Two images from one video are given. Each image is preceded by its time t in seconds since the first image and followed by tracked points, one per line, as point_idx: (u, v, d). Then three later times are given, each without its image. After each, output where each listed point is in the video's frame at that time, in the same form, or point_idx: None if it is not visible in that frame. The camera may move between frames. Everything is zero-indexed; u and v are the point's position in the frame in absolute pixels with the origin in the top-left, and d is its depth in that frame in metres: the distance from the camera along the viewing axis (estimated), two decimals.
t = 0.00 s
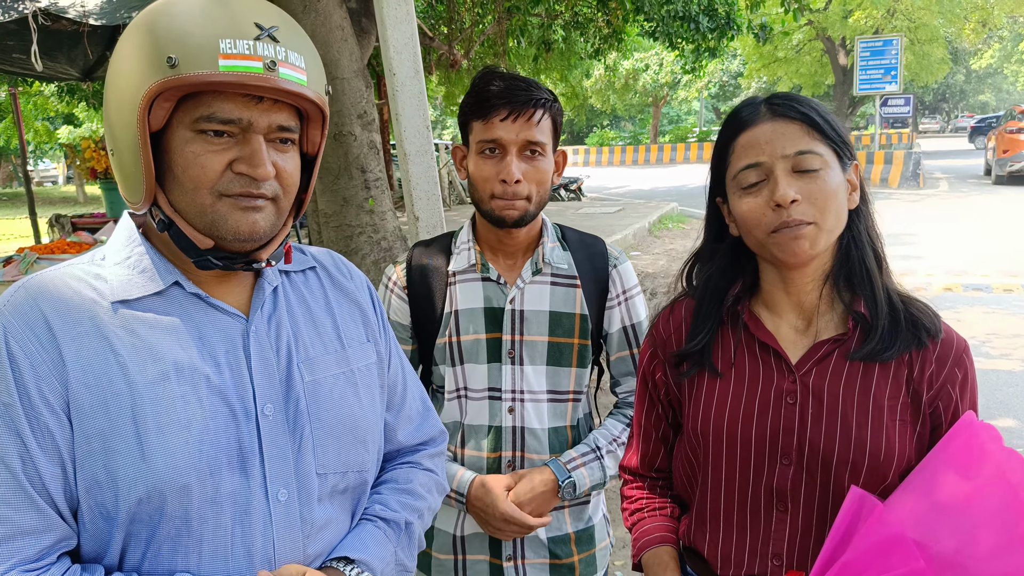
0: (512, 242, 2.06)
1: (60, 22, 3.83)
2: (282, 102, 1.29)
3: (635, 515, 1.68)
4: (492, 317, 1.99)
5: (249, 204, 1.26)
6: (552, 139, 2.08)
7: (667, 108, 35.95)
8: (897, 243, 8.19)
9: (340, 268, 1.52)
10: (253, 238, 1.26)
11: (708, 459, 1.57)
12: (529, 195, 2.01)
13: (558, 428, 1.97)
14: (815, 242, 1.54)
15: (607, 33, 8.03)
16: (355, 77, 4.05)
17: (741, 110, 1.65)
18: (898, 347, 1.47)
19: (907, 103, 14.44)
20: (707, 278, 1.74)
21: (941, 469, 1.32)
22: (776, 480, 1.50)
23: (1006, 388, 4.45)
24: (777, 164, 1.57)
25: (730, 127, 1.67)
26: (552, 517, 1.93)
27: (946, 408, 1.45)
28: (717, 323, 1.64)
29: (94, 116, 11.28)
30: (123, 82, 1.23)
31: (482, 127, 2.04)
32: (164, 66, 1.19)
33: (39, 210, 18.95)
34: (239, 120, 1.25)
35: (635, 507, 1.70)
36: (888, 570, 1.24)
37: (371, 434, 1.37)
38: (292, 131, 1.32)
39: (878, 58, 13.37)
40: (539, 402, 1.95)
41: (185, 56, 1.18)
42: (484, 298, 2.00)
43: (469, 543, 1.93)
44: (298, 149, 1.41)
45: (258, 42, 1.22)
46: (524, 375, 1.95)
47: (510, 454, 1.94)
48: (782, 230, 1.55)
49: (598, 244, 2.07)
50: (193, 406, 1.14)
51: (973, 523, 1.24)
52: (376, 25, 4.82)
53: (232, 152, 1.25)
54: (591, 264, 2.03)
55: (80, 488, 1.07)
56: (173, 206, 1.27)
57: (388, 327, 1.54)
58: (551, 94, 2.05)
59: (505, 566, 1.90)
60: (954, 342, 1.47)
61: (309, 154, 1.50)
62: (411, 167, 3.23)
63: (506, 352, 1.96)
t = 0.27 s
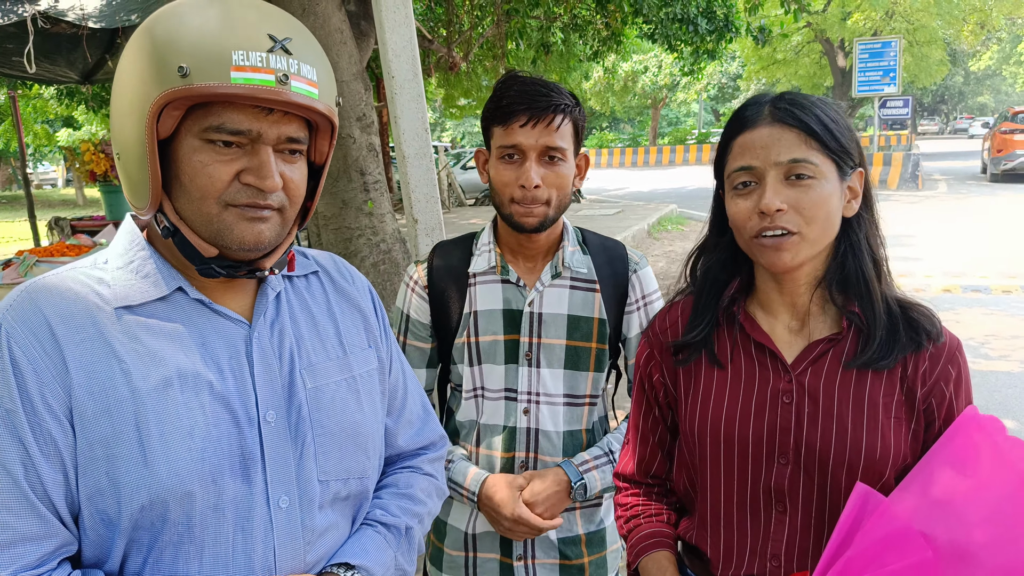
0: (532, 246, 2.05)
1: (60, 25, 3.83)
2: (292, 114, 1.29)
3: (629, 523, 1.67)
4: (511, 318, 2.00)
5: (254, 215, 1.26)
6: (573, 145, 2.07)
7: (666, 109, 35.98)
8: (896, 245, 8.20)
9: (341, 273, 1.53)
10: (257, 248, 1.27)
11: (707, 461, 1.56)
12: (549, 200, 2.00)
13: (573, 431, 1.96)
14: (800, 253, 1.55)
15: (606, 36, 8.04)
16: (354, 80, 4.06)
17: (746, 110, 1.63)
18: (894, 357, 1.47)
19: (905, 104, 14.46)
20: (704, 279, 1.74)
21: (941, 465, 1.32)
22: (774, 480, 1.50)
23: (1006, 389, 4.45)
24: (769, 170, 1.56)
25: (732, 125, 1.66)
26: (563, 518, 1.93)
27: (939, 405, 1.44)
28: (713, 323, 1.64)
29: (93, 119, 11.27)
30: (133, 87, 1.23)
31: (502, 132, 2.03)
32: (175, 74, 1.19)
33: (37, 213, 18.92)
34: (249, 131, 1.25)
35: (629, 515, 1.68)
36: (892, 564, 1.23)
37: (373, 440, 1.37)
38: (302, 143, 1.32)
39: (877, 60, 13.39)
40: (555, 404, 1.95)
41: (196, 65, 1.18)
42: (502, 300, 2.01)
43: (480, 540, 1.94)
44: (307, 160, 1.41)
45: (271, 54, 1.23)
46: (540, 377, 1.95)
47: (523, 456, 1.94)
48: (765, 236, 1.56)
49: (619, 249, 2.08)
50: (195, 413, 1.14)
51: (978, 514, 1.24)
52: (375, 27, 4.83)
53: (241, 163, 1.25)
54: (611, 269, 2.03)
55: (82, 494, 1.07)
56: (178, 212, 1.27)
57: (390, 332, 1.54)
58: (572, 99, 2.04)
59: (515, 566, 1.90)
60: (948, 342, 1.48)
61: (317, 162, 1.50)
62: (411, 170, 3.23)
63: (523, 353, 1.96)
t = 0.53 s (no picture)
0: (548, 247, 2.05)
1: (60, 23, 3.83)
2: (300, 111, 1.29)
3: (633, 515, 1.68)
4: (520, 318, 2.00)
5: (263, 212, 1.26)
6: (591, 148, 2.06)
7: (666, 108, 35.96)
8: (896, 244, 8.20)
9: (348, 273, 1.53)
10: (265, 245, 1.27)
11: (708, 460, 1.57)
12: (563, 202, 2.00)
13: (579, 433, 1.96)
14: (807, 252, 1.55)
15: (607, 34, 8.04)
16: (355, 78, 4.06)
17: (727, 118, 1.66)
18: (896, 350, 1.47)
19: (906, 103, 14.46)
20: (707, 279, 1.74)
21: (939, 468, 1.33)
22: (775, 480, 1.50)
23: (1006, 388, 4.46)
24: (762, 174, 1.57)
25: (718, 136, 1.68)
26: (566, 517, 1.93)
27: (944, 408, 1.45)
28: (716, 324, 1.65)
29: (93, 117, 11.27)
30: (140, 86, 1.23)
31: (520, 134, 2.04)
32: (184, 71, 1.19)
33: (37, 211, 18.92)
34: (258, 128, 1.25)
35: (632, 507, 1.70)
36: (887, 564, 1.25)
37: (377, 441, 1.37)
38: (309, 140, 1.33)
39: (877, 59, 13.38)
40: (562, 405, 1.95)
41: (205, 61, 1.18)
42: (513, 300, 2.02)
43: (481, 533, 1.95)
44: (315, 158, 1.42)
45: (281, 51, 1.23)
46: (547, 379, 1.95)
47: (526, 453, 1.95)
48: (771, 239, 1.55)
49: (635, 253, 2.06)
50: (202, 413, 1.14)
51: (971, 519, 1.25)
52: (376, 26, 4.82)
53: (249, 160, 1.26)
54: (624, 273, 2.02)
55: (88, 492, 1.07)
56: (186, 209, 1.27)
57: (396, 332, 1.55)
58: (591, 102, 2.04)
59: (515, 560, 1.92)
60: (953, 344, 1.47)
61: (325, 161, 1.50)
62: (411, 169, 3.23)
63: (531, 353, 1.97)
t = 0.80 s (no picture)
0: (539, 245, 2.06)
1: (62, 23, 3.83)
2: (294, 87, 1.31)
3: (635, 518, 1.69)
4: (512, 318, 2.00)
5: (263, 187, 1.26)
6: (582, 147, 2.07)
7: (667, 107, 35.93)
8: (898, 242, 8.19)
9: (350, 271, 1.53)
10: (269, 224, 1.26)
11: (709, 460, 1.57)
12: (554, 201, 2.00)
13: (572, 434, 1.96)
14: (803, 238, 1.54)
15: (608, 33, 8.04)
16: (356, 77, 4.06)
17: (718, 117, 1.67)
18: (893, 342, 1.48)
19: (907, 102, 14.44)
20: (704, 283, 1.74)
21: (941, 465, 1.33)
22: (777, 479, 1.50)
23: (1007, 387, 4.45)
24: (755, 165, 1.57)
25: (708, 135, 1.68)
26: (560, 519, 1.93)
27: (945, 406, 1.45)
28: (715, 324, 1.65)
29: (95, 117, 11.27)
30: (136, 75, 1.24)
31: (512, 133, 2.04)
32: (178, 49, 1.20)
33: (39, 211, 18.92)
34: (253, 102, 1.26)
35: (635, 509, 1.70)
36: (889, 564, 1.25)
37: (380, 440, 1.37)
38: (305, 118, 1.33)
39: (879, 57, 13.36)
40: (554, 406, 1.95)
41: (198, 38, 1.20)
42: (506, 299, 2.02)
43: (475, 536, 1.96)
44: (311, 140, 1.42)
45: (270, 25, 1.24)
46: (540, 378, 1.95)
47: (519, 454, 1.95)
48: (765, 228, 1.55)
49: (626, 253, 2.06)
50: (203, 412, 1.14)
51: (971, 520, 1.25)
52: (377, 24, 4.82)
53: (247, 136, 1.26)
54: (615, 272, 2.02)
55: (90, 492, 1.07)
56: (187, 193, 1.27)
57: (398, 330, 1.54)
58: (583, 101, 2.04)
59: (508, 562, 1.92)
60: (952, 340, 1.47)
61: (321, 147, 1.50)
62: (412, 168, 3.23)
63: (524, 353, 1.97)
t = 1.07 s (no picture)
0: (509, 243, 2.07)
1: (60, 23, 3.83)
2: (286, 86, 1.31)
3: (634, 519, 1.70)
4: (486, 317, 2.00)
5: (253, 186, 1.25)
6: (548, 142, 2.08)
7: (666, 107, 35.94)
8: (896, 242, 8.19)
9: (345, 270, 1.53)
10: (259, 224, 1.26)
11: (707, 459, 1.57)
12: (524, 196, 2.01)
13: (550, 432, 1.96)
14: (799, 238, 1.55)
15: (607, 33, 8.04)
16: (354, 77, 4.06)
17: (712, 117, 1.66)
18: (890, 341, 1.48)
19: (906, 102, 14.45)
20: (700, 283, 1.74)
21: (936, 456, 1.34)
22: (775, 477, 1.50)
23: (1006, 387, 4.45)
24: (751, 166, 1.57)
25: (705, 134, 1.68)
26: (542, 521, 1.93)
27: (941, 401, 1.45)
28: (712, 324, 1.65)
29: (93, 117, 11.26)
30: (131, 72, 1.24)
31: (477, 130, 2.05)
32: (170, 47, 1.20)
33: (38, 211, 18.90)
34: (244, 101, 1.26)
35: (634, 511, 1.71)
36: (885, 554, 1.25)
37: (378, 439, 1.37)
38: (297, 119, 1.33)
39: (878, 58, 13.37)
40: (531, 405, 1.95)
41: (190, 36, 1.20)
42: (479, 299, 2.02)
43: (459, 544, 1.96)
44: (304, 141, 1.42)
45: (263, 24, 1.24)
46: (516, 376, 1.95)
47: (500, 455, 1.94)
48: (761, 228, 1.55)
49: (598, 248, 2.07)
50: (199, 411, 1.14)
51: (964, 508, 1.25)
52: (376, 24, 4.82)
53: (237, 135, 1.26)
54: (588, 268, 2.02)
55: (87, 493, 1.07)
56: (176, 191, 1.27)
57: (395, 329, 1.55)
58: (546, 96, 2.06)
59: (492, 568, 1.91)
60: (948, 336, 1.48)
61: (315, 149, 1.50)
62: (410, 168, 3.23)
63: (499, 352, 1.96)
